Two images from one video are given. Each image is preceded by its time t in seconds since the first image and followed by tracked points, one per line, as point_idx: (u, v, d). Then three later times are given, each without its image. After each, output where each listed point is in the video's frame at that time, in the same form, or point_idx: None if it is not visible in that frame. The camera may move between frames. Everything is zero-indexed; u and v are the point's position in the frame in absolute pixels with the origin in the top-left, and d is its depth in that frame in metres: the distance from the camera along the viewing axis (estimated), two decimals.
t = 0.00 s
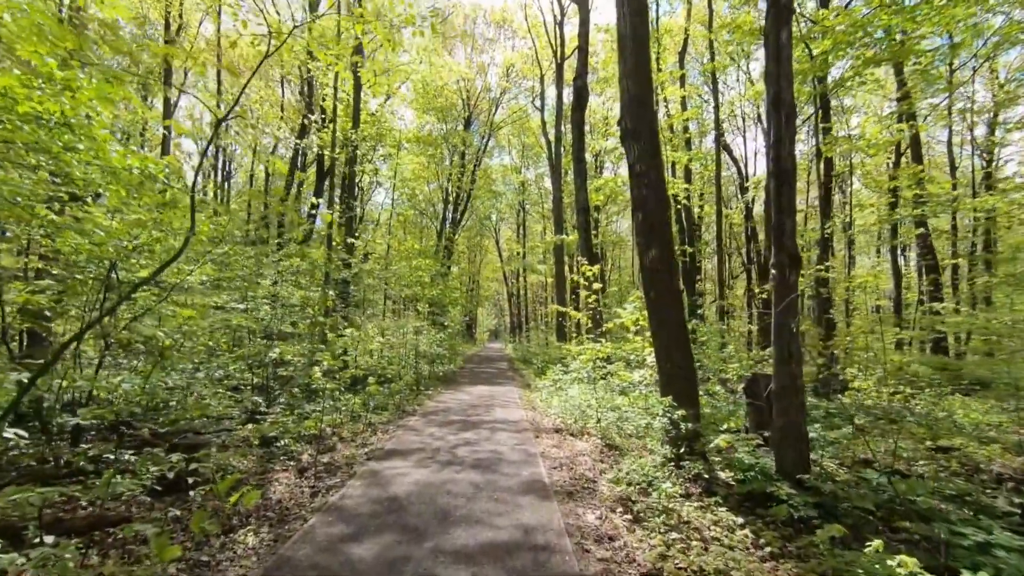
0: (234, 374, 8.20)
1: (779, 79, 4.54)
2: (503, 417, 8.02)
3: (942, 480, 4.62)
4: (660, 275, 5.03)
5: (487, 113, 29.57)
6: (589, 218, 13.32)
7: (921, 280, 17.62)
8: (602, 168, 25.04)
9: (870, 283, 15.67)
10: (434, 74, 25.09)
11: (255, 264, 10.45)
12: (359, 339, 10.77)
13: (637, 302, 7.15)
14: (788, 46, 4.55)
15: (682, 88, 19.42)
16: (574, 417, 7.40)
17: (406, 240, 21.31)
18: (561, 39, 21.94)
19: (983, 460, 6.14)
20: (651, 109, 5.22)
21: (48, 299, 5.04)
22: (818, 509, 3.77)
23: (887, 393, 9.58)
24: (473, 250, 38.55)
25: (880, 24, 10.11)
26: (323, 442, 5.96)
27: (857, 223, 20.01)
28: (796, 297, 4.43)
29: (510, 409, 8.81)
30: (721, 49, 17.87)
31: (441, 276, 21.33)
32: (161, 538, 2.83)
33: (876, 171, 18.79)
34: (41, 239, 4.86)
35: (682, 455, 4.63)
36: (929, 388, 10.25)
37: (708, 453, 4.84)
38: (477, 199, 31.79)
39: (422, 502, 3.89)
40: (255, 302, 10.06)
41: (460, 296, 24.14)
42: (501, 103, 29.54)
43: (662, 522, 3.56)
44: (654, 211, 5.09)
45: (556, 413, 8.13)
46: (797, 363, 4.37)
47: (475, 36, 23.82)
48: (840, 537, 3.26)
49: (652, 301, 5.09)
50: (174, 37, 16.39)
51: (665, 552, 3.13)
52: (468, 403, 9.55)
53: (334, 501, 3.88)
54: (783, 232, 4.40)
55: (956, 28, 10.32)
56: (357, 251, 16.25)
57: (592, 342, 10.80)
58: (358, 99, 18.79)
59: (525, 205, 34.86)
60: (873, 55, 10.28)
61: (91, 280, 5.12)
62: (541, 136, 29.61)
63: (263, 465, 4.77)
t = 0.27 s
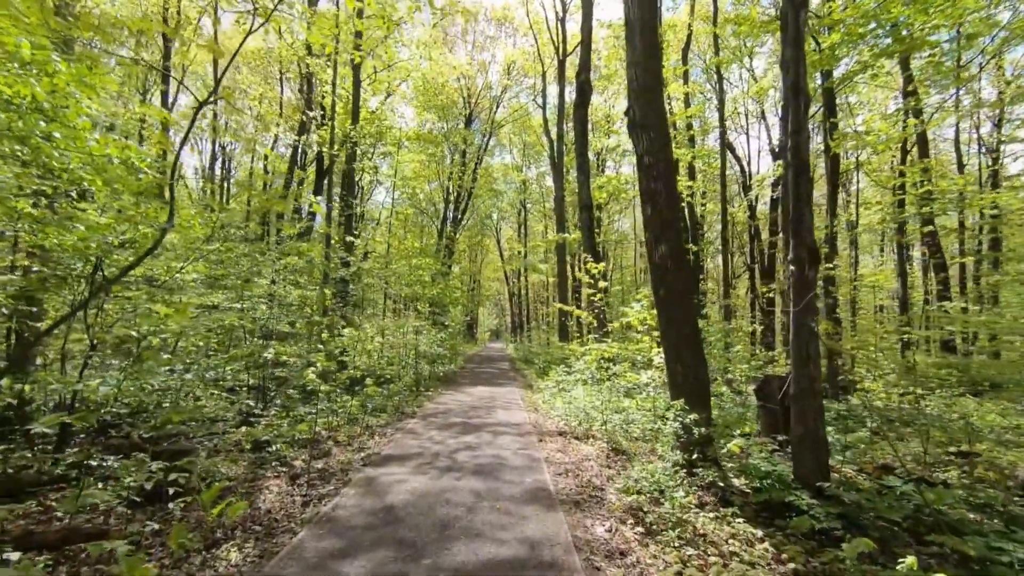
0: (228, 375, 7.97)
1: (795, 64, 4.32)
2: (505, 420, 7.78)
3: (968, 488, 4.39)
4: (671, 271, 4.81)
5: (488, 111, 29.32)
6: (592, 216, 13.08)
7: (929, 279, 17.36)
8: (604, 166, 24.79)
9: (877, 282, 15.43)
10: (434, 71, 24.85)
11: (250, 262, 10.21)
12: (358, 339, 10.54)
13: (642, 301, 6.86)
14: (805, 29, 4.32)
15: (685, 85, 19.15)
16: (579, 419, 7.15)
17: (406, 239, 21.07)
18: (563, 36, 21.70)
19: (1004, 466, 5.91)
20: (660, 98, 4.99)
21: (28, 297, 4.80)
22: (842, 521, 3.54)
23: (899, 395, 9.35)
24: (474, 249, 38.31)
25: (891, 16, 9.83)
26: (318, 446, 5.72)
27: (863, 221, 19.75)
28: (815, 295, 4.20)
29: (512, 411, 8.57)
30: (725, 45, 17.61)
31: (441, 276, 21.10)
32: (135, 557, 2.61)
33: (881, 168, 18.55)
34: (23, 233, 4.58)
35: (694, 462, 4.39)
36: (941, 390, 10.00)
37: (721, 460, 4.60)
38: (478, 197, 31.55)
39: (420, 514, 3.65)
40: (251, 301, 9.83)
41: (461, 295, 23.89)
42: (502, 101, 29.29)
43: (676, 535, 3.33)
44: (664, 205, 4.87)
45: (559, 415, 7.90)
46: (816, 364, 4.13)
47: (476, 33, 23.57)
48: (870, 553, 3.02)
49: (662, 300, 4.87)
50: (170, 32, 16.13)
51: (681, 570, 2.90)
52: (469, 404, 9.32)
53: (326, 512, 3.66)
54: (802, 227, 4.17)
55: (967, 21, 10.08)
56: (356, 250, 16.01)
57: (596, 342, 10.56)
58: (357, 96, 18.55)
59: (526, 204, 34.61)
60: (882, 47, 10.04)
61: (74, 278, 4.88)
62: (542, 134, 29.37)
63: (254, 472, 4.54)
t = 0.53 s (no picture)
0: (221, 376, 7.76)
1: (812, 51, 4.13)
2: (506, 422, 7.56)
3: (993, 496, 4.17)
4: (680, 267, 4.59)
5: (488, 110, 29.10)
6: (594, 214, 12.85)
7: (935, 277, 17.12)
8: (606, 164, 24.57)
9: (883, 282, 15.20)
10: (434, 69, 24.65)
11: (245, 261, 9.99)
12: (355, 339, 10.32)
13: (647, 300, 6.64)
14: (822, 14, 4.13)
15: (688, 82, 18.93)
16: (582, 422, 6.92)
17: (405, 238, 20.84)
18: (564, 33, 21.47)
19: None
20: (668, 87, 4.77)
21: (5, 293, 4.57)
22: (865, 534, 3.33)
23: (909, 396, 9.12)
24: (474, 248, 38.09)
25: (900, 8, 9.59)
26: (311, 450, 5.50)
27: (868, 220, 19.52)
28: (834, 293, 3.99)
29: (513, 413, 8.34)
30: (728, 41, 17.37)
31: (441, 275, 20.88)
32: None
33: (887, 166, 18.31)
34: None
35: (706, 468, 4.17)
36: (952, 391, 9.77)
37: (733, 466, 4.39)
38: (479, 196, 31.32)
39: (415, 525, 3.43)
40: (245, 300, 9.61)
41: (461, 295, 23.67)
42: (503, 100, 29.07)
43: (689, 549, 3.11)
44: (672, 199, 4.65)
45: (561, 417, 7.68)
46: (835, 366, 3.93)
47: (476, 31, 23.36)
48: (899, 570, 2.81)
49: (671, 298, 4.65)
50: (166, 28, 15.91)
51: None
52: (469, 405, 9.09)
53: (315, 524, 3.44)
54: (821, 221, 3.96)
55: (978, 14, 9.85)
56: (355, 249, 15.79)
57: (599, 342, 10.33)
58: (356, 93, 18.33)
59: (526, 203, 34.38)
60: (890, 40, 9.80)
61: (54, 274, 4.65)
62: (543, 132, 29.15)
63: (243, 478, 4.33)
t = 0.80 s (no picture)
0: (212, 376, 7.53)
1: (828, 32, 3.90)
2: (506, 424, 7.33)
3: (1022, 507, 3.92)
4: (688, 262, 4.36)
5: (489, 108, 28.91)
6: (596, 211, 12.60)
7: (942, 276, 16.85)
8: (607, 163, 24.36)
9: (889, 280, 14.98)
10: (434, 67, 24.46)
11: (239, 259, 9.77)
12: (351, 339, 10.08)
13: (651, 297, 6.40)
14: None
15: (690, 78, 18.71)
16: (584, 424, 6.69)
17: (405, 237, 20.63)
18: (565, 30, 21.28)
19: None
20: (676, 72, 4.52)
21: None
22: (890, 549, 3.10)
23: (920, 398, 8.87)
24: (475, 248, 37.90)
25: None
26: (301, 455, 5.28)
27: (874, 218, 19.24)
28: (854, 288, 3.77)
29: (513, 415, 8.11)
30: (731, 36, 17.15)
31: (442, 274, 20.68)
32: None
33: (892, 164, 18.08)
34: None
35: (716, 475, 3.95)
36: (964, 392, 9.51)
37: (745, 471, 4.15)
38: (479, 195, 31.13)
39: (407, 539, 3.19)
40: (239, 298, 9.38)
41: (462, 294, 23.46)
42: (503, 98, 28.89)
43: (701, 567, 2.88)
44: (680, 191, 4.42)
45: (563, 419, 7.45)
46: (854, 368, 3.72)
47: (476, 28, 23.16)
48: None
49: (679, 295, 4.41)
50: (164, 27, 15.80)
51: None
52: (468, 407, 8.85)
53: (299, 537, 3.21)
54: (840, 212, 3.71)
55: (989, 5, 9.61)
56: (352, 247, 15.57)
57: (601, 342, 10.11)
58: (354, 90, 18.13)
59: (527, 202, 34.16)
60: (900, 32, 9.57)
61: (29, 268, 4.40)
62: (544, 131, 28.95)
63: (227, 487, 4.09)
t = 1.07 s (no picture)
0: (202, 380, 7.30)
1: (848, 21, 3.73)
2: (506, 429, 7.11)
3: None
4: (699, 261, 4.14)
5: (489, 107, 28.74)
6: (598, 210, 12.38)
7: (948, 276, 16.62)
8: (609, 162, 24.16)
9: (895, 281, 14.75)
10: (433, 66, 24.30)
11: (233, 258, 9.56)
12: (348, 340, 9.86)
13: (656, 298, 6.16)
14: None
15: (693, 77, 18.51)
16: (587, 430, 6.46)
17: (404, 237, 20.43)
18: (565, 28, 21.11)
19: None
20: (685, 62, 4.30)
21: None
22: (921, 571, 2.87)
23: (931, 401, 8.65)
24: (475, 248, 37.70)
25: None
26: (292, 463, 5.05)
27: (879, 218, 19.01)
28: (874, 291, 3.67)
29: (514, 419, 7.89)
30: (734, 34, 16.96)
31: (442, 275, 20.48)
32: None
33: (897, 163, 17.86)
34: None
35: (728, 487, 3.74)
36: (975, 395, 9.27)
37: (759, 483, 3.93)
38: (480, 195, 30.95)
39: (399, 560, 2.97)
40: (232, 299, 9.16)
41: (462, 295, 23.27)
42: (504, 97, 28.71)
43: None
44: (690, 185, 4.20)
45: (564, 424, 7.22)
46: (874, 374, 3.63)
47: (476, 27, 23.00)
48: None
49: (688, 295, 4.19)
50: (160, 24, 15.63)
51: None
52: (467, 410, 8.63)
53: (284, 558, 2.99)
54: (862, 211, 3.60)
55: None
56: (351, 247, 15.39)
57: (604, 344, 9.88)
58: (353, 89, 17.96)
59: (528, 202, 33.96)
60: (909, 27, 9.36)
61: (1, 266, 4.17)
62: (545, 130, 28.76)
63: (209, 500, 3.88)
